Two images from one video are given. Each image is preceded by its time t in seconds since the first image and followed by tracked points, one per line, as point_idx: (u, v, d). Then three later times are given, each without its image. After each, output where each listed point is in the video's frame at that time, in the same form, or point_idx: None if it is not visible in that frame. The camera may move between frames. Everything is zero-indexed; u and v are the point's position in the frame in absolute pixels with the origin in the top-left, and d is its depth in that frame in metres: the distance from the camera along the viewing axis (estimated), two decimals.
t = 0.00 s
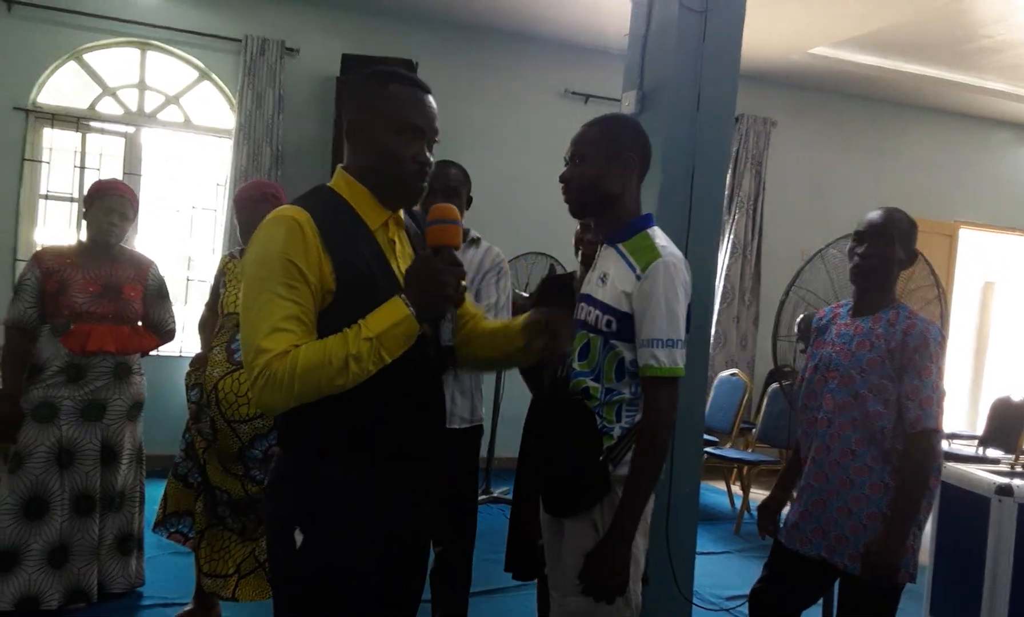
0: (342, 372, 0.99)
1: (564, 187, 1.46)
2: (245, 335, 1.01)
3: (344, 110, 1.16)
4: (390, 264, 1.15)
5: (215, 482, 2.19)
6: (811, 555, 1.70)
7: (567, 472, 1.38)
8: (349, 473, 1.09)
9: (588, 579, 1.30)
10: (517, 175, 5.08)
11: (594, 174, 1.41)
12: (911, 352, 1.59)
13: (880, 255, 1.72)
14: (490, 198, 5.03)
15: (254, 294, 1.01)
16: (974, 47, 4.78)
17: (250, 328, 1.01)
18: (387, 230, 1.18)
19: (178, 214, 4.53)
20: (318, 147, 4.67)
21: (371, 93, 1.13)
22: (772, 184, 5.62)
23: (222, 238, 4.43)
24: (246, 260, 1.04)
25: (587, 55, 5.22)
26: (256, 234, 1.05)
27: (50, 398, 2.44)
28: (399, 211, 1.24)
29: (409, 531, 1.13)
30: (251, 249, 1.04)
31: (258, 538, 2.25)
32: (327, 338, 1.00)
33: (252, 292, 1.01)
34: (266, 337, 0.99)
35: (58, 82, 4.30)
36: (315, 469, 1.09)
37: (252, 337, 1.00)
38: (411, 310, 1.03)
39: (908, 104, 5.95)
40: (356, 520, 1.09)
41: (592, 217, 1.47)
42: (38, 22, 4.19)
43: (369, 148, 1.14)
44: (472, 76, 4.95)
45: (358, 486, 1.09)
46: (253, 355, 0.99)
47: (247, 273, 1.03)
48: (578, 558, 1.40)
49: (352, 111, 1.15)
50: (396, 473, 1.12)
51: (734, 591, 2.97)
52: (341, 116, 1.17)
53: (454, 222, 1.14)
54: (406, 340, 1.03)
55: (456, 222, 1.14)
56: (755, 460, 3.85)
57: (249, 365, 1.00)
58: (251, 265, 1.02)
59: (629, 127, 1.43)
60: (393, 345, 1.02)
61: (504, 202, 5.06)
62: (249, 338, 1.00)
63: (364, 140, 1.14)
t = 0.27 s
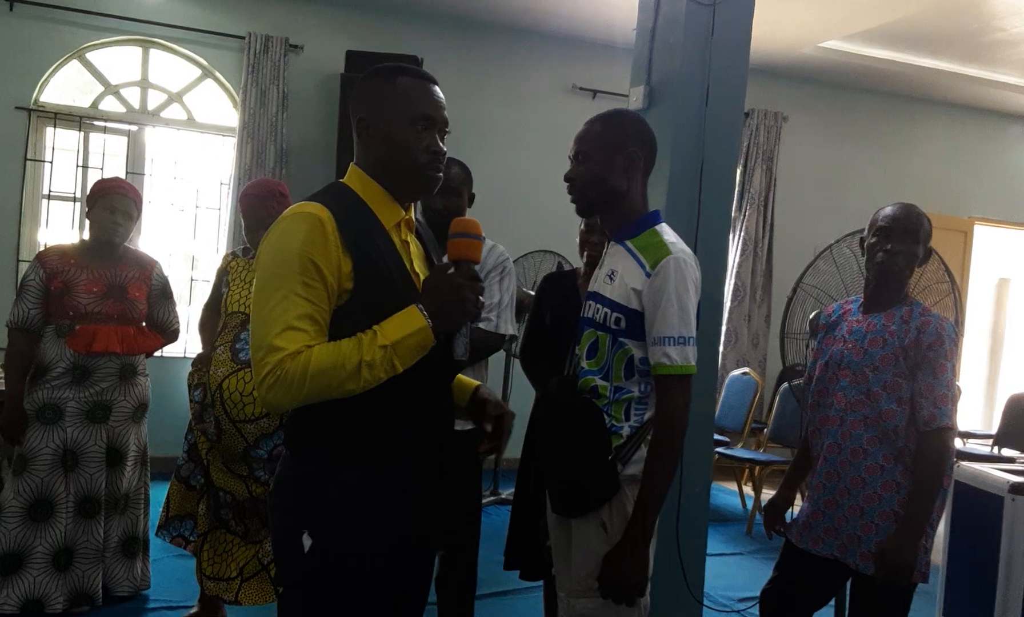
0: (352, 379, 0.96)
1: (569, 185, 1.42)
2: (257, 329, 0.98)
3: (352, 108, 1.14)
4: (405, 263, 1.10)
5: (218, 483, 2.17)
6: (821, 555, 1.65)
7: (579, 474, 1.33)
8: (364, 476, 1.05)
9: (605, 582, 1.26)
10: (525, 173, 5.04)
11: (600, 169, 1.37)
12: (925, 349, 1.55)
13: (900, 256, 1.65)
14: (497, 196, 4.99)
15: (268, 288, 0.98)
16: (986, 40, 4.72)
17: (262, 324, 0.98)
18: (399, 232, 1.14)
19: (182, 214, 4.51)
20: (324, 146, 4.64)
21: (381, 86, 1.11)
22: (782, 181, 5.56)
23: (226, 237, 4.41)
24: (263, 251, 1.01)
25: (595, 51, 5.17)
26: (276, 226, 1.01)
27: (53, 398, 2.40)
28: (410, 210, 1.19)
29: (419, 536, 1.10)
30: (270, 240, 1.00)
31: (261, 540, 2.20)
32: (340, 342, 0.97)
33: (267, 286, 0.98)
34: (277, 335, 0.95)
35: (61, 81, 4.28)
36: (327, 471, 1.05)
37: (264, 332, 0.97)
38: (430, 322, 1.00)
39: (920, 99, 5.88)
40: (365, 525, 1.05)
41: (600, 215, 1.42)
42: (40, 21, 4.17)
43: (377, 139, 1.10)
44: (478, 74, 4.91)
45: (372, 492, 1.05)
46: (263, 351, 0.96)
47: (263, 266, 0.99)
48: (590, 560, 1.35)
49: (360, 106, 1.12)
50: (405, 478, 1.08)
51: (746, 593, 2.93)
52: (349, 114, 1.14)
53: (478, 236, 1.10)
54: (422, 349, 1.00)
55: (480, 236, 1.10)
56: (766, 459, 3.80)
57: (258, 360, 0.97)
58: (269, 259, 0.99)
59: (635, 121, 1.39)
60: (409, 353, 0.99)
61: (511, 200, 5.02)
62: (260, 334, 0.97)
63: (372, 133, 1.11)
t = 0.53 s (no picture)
0: (372, 385, 0.98)
1: (568, 192, 1.43)
2: (274, 333, 0.99)
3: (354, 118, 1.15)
4: (411, 269, 1.13)
5: (224, 486, 2.17)
6: (827, 556, 1.65)
7: (582, 477, 1.34)
8: (375, 481, 1.06)
9: (608, 583, 1.27)
10: (528, 175, 5.05)
11: (597, 175, 1.38)
12: (930, 350, 1.55)
13: (902, 259, 1.65)
14: (501, 198, 5.00)
15: (287, 294, 0.98)
16: (990, 39, 4.71)
17: (280, 328, 0.98)
18: (401, 237, 1.17)
19: (188, 217, 4.52)
20: (328, 149, 4.65)
21: (379, 91, 1.12)
22: (785, 181, 5.56)
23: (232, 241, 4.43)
24: (279, 255, 1.01)
25: (597, 52, 5.18)
26: (292, 232, 1.02)
27: (60, 402, 2.42)
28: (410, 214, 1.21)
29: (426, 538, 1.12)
30: (288, 245, 1.00)
31: (267, 542, 2.24)
32: (359, 348, 0.99)
33: (286, 292, 0.98)
34: (298, 342, 0.96)
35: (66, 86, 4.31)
36: (339, 475, 1.06)
37: (283, 338, 0.97)
38: (445, 328, 1.04)
39: (924, 98, 5.87)
40: (374, 530, 1.06)
41: (600, 219, 1.43)
42: (46, 26, 4.19)
43: (377, 144, 1.11)
44: (481, 76, 4.93)
45: (385, 496, 1.07)
46: (283, 357, 0.96)
47: (280, 271, 1.00)
48: (591, 560, 1.37)
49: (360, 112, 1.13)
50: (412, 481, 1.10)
51: (750, 593, 2.93)
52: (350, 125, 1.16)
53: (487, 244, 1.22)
54: (436, 355, 1.03)
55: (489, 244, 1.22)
56: (771, 460, 3.81)
57: (276, 364, 0.98)
58: (287, 264, 0.99)
59: (630, 125, 1.40)
60: (424, 360, 1.02)
61: (515, 202, 5.03)
62: (279, 339, 0.98)
63: (372, 139, 1.12)
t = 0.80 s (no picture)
0: (362, 385, 0.98)
1: (562, 193, 1.44)
2: (265, 331, 0.99)
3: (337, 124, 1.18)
4: (406, 265, 1.13)
5: (223, 486, 2.18)
6: (825, 556, 1.65)
7: (579, 478, 1.34)
8: (371, 482, 1.06)
9: (603, 582, 1.27)
10: (527, 175, 5.05)
11: (590, 175, 1.38)
12: (929, 349, 1.55)
13: (901, 260, 1.63)
14: (500, 199, 5.00)
15: (279, 292, 0.99)
16: (989, 37, 4.71)
17: (271, 325, 0.98)
18: (397, 233, 1.17)
19: (188, 218, 4.53)
20: (327, 150, 4.66)
21: (358, 89, 1.15)
22: (785, 180, 5.56)
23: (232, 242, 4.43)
24: (272, 254, 1.01)
25: (596, 52, 5.18)
26: (287, 228, 1.02)
27: (59, 404, 2.43)
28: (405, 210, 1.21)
29: (422, 539, 1.13)
30: (281, 244, 1.01)
31: (266, 542, 2.23)
32: (350, 348, 0.99)
33: (278, 289, 0.99)
34: (288, 338, 0.96)
35: (66, 89, 4.32)
36: (335, 476, 1.06)
37: (273, 335, 0.98)
38: (438, 332, 1.03)
39: (924, 97, 5.87)
40: (368, 532, 1.06)
41: (594, 219, 1.44)
42: (45, 29, 4.20)
43: (361, 137, 1.12)
44: (481, 76, 4.93)
45: (380, 498, 1.07)
46: (274, 353, 0.96)
47: (273, 268, 1.00)
48: (586, 559, 1.37)
49: (342, 114, 1.15)
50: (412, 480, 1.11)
51: (749, 592, 2.93)
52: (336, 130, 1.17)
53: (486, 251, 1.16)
54: (428, 359, 1.02)
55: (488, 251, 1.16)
56: (770, 459, 3.81)
57: (266, 362, 0.98)
58: (280, 261, 1.00)
59: (623, 125, 1.41)
60: (415, 364, 1.01)
61: (514, 203, 5.04)
62: (270, 336, 0.98)
63: (354, 135, 1.14)
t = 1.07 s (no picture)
0: (336, 382, 0.98)
1: (559, 195, 1.45)
2: (249, 328, 1.02)
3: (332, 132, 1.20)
4: (400, 264, 1.14)
5: (220, 487, 2.20)
6: (819, 555, 1.66)
7: (577, 476, 1.35)
8: (362, 483, 1.07)
9: (598, 581, 1.29)
10: (524, 177, 5.07)
11: (586, 178, 1.40)
12: (922, 349, 1.56)
13: (899, 261, 1.64)
14: (497, 200, 5.02)
15: (259, 290, 1.01)
16: (984, 38, 4.73)
17: (253, 323, 1.01)
18: (395, 233, 1.18)
19: (186, 221, 4.54)
20: (325, 152, 4.67)
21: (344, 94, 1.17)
22: (782, 181, 5.58)
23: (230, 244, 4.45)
24: (258, 253, 1.04)
25: (593, 54, 5.20)
26: (273, 229, 1.05)
27: (59, 407, 2.43)
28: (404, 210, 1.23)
29: (412, 541, 1.13)
30: (265, 243, 1.03)
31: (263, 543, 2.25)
32: (327, 345, 1.00)
33: (259, 288, 1.01)
34: (266, 336, 0.99)
35: (65, 92, 4.33)
36: (326, 476, 1.07)
37: (255, 333, 1.01)
38: (417, 329, 1.00)
39: (920, 98, 5.89)
40: (357, 532, 1.07)
41: (590, 221, 1.45)
42: (44, 32, 4.22)
43: (352, 141, 1.14)
44: (478, 79, 4.95)
45: (370, 498, 1.08)
46: (251, 350, 0.99)
47: (256, 267, 1.03)
48: (582, 560, 1.38)
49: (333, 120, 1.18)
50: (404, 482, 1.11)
51: (746, 591, 2.95)
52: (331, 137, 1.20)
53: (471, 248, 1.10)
54: (406, 356, 1.00)
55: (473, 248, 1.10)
56: (768, 459, 3.83)
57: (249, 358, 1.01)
58: (261, 261, 1.02)
59: (619, 127, 1.42)
60: (393, 361, 1.00)
61: (511, 205, 5.05)
62: (251, 333, 1.01)
63: (344, 140, 1.16)
